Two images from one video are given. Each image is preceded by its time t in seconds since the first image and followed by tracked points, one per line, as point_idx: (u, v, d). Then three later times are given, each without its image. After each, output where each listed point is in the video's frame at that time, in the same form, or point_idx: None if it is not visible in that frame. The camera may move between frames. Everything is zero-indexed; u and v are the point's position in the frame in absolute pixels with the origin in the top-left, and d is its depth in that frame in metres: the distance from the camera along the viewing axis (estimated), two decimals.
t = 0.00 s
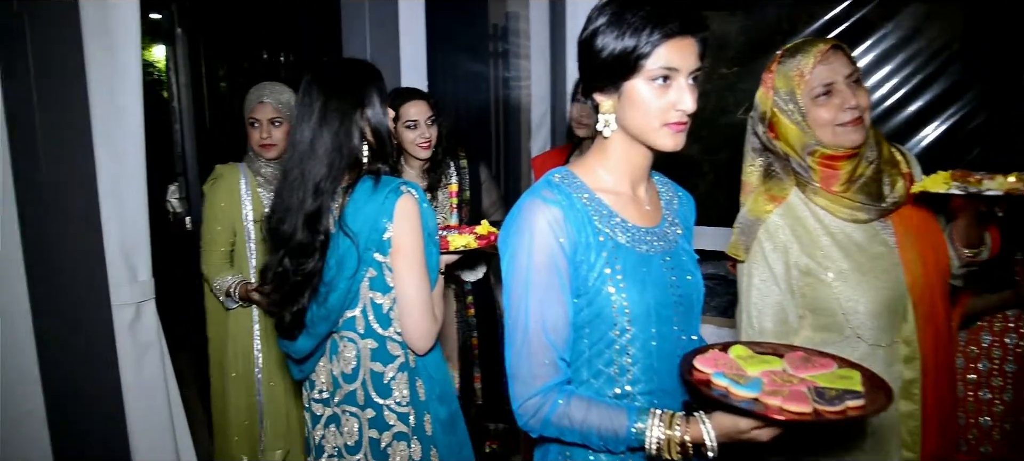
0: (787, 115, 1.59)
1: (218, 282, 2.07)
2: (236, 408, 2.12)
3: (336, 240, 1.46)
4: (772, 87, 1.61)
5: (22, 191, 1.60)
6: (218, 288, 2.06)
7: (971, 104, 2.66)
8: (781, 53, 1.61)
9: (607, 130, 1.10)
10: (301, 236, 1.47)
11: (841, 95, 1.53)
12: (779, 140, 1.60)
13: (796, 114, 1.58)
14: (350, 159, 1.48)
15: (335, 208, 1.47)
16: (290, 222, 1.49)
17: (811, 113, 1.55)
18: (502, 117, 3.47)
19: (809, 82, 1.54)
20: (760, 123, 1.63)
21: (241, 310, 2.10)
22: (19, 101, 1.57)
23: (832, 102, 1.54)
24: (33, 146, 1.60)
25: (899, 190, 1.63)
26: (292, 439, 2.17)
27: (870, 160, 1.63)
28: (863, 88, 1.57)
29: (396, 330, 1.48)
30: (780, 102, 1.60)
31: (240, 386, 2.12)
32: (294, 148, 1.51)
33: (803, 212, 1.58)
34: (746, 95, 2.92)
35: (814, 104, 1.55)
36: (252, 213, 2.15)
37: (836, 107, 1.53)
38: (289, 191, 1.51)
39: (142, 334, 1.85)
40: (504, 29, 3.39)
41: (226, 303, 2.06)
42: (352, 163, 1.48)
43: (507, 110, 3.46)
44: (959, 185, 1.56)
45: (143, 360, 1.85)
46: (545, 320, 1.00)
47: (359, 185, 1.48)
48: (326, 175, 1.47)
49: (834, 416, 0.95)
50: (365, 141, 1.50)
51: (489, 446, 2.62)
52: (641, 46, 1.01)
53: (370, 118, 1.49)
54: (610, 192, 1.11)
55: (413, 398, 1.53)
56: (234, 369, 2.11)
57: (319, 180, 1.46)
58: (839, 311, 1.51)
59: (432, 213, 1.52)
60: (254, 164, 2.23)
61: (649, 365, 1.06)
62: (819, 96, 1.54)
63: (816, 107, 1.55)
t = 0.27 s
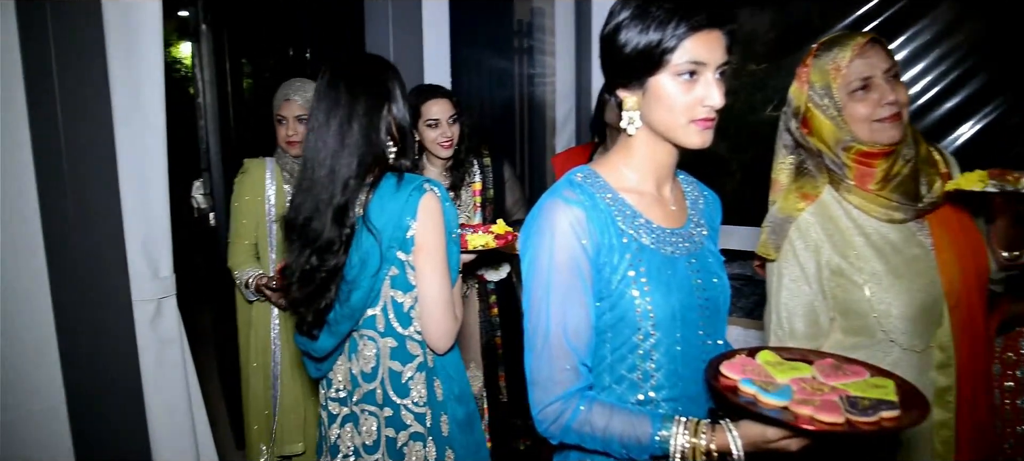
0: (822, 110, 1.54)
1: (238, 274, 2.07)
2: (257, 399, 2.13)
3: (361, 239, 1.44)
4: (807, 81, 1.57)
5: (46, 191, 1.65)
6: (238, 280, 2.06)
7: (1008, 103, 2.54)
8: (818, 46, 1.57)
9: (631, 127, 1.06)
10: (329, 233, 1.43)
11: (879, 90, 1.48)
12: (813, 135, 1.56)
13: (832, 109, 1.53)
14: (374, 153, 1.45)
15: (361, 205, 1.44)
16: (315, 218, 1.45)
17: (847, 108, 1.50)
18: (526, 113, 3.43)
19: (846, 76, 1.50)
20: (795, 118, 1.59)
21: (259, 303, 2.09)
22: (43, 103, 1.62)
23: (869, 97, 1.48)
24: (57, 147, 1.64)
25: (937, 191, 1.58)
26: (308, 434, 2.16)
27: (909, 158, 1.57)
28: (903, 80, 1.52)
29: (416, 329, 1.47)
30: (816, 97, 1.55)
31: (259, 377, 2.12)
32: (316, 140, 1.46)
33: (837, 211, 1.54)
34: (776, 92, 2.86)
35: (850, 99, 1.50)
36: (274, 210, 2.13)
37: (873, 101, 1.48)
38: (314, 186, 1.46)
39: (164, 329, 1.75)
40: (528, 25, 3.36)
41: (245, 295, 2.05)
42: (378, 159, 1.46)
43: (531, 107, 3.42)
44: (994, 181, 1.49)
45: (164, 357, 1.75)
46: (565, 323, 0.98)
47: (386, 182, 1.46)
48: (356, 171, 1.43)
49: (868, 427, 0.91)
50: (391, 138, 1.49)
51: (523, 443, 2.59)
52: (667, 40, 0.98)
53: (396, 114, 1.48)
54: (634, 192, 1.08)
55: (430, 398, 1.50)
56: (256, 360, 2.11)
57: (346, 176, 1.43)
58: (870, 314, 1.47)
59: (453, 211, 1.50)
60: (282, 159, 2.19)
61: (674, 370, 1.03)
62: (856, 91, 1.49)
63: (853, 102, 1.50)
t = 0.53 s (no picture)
0: (858, 104, 1.50)
1: (259, 270, 2.06)
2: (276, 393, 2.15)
3: (377, 236, 1.41)
4: (842, 73, 1.53)
5: (65, 191, 1.63)
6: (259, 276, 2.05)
7: None
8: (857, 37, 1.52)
9: (656, 123, 1.03)
10: (346, 231, 1.42)
11: (917, 83, 1.44)
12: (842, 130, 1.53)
13: (868, 103, 1.49)
14: (387, 150, 1.43)
15: (375, 202, 1.41)
16: (333, 216, 1.44)
17: (883, 101, 1.47)
18: (549, 109, 3.41)
19: (883, 68, 1.45)
20: (828, 111, 1.55)
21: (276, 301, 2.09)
22: (63, 101, 1.61)
23: (906, 90, 1.45)
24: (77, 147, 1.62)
25: (975, 189, 1.52)
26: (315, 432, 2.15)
27: (947, 154, 1.52)
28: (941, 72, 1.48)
29: (428, 328, 1.45)
30: (851, 90, 1.51)
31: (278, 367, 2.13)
32: (334, 135, 1.44)
33: (869, 208, 1.49)
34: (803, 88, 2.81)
35: (887, 92, 1.46)
36: (296, 207, 2.12)
37: (910, 94, 1.45)
38: (331, 184, 1.44)
39: (183, 326, 1.76)
40: (552, 20, 3.34)
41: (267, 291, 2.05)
42: (392, 156, 1.43)
43: (555, 102, 3.40)
44: None
45: (185, 353, 1.77)
46: (585, 324, 0.96)
47: (400, 178, 1.43)
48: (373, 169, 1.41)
49: (899, 439, 0.88)
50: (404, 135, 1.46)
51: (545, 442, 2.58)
52: (691, 31, 0.95)
53: (409, 110, 1.45)
54: (657, 190, 1.05)
55: (442, 398, 1.48)
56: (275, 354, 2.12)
57: (362, 174, 1.41)
58: (901, 315, 1.45)
59: (468, 207, 1.47)
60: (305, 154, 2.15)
61: (696, 374, 1.01)
62: (893, 84, 1.45)
63: (889, 95, 1.46)
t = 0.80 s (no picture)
0: (903, 97, 1.41)
1: (285, 269, 2.08)
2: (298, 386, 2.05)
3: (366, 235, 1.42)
4: (888, 63, 1.42)
5: (91, 190, 1.64)
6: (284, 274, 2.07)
7: None
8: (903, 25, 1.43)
9: (687, 120, 1.00)
10: (341, 233, 1.45)
11: (967, 76, 1.37)
12: (886, 123, 1.45)
13: (914, 96, 1.40)
14: (378, 155, 1.43)
15: (364, 211, 1.41)
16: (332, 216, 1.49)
17: (931, 95, 1.38)
18: (577, 106, 3.40)
19: (932, 61, 1.37)
20: (871, 105, 1.46)
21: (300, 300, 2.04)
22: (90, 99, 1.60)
23: (956, 82, 1.38)
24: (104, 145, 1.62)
25: None
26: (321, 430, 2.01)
27: (998, 151, 1.42)
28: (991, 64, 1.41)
29: (423, 325, 1.42)
30: (896, 82, 1.42)
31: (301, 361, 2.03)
32: (337, 139, 1.49)
33: (909, 206, 1.45)
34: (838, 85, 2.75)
35: (935, 85, 1.38)
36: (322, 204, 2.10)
37: (960, 87, 1.37)
38: (333, 186, 1.49)
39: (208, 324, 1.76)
40: (581, 17, 3.32)
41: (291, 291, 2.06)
42: (386, 160, 1.44)
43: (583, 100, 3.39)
44: None
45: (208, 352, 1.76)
46: (608, 327, 0.93)
47: (389, 175, 1.42)
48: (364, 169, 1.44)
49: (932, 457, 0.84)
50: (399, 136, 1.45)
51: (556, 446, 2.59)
52: (720, 25, 0.92)
53: (399, 109, 1.43)
54: (684, 190, 1.02)
55: (442, 396, 1.45)
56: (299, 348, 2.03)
57: (354, 177, 1.44)
58: (938, 318, 1.43)
59: (464, 202, 1.42)
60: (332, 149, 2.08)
61: (722, 381, 0.98)
62: (941, 76, 1.38)
63: (937, 88, 1.38)
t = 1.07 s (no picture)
0: (935, 91, 1.48)
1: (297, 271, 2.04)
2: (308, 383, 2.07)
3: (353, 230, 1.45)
4: (924, 59, 1.50)
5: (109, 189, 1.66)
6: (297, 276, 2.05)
7: None
8: (940, 22, 1.50)
9: (705, 119, 0.98)
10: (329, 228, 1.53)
11: (1002, 72, 1.42)
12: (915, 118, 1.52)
13: (946, 91, 1.47)
14: (361, 157, 1.49)
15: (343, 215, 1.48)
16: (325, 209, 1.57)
17: (964, 90, 1.45)
18: (595, 106, 3.42)
19: (968, 55, 1.44)
20: (903, 98, 1.54)
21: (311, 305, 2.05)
22: (107, 97, 1.56)
23: (991, 78, 1.43)
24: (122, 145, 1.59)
25: None
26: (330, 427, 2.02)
27: None
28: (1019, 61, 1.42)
29: (408, 321, 1.42)
30: (930, 76, 1.49)
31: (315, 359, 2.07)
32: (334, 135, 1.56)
33: (936, 203, 1.51)
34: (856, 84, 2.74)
35: (970, 80, 1.45)
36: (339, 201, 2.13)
37: (993, 84, 1.43)
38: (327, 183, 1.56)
39: (223, 320, 1.78)
40: (599, 16, 3.35)
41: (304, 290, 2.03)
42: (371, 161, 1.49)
43: (600, 99, 3.42)
44: None
45: (224, 349, 1.79)
46: (624, 328, 0.93)
47: (373, 174, 1.46)
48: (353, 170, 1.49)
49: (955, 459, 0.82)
50: (386, 135, 1.49)
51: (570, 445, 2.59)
52: (738, 24, 0.91)
53: (381, 109, 1.46)
54: (701, 190, 1.01)
55: (428, 393, 1.45)
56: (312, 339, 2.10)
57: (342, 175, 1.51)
58: (962, 316, 1.48)
59: (452, 200, 1.42)
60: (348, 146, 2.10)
61: (739, 383, 0.97)
62: (976, 72, 1.44)
63: (971, 83, 1.45)
